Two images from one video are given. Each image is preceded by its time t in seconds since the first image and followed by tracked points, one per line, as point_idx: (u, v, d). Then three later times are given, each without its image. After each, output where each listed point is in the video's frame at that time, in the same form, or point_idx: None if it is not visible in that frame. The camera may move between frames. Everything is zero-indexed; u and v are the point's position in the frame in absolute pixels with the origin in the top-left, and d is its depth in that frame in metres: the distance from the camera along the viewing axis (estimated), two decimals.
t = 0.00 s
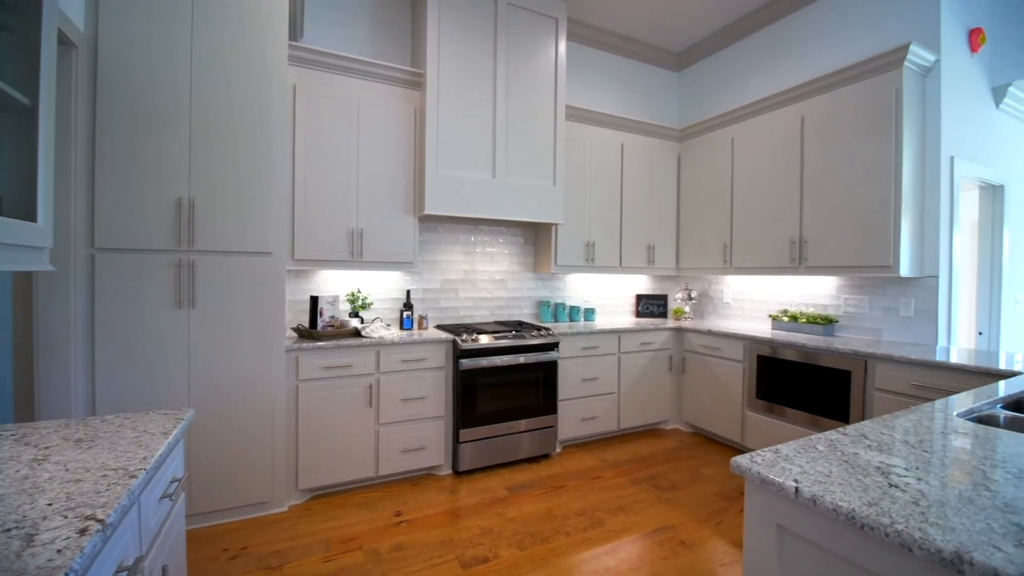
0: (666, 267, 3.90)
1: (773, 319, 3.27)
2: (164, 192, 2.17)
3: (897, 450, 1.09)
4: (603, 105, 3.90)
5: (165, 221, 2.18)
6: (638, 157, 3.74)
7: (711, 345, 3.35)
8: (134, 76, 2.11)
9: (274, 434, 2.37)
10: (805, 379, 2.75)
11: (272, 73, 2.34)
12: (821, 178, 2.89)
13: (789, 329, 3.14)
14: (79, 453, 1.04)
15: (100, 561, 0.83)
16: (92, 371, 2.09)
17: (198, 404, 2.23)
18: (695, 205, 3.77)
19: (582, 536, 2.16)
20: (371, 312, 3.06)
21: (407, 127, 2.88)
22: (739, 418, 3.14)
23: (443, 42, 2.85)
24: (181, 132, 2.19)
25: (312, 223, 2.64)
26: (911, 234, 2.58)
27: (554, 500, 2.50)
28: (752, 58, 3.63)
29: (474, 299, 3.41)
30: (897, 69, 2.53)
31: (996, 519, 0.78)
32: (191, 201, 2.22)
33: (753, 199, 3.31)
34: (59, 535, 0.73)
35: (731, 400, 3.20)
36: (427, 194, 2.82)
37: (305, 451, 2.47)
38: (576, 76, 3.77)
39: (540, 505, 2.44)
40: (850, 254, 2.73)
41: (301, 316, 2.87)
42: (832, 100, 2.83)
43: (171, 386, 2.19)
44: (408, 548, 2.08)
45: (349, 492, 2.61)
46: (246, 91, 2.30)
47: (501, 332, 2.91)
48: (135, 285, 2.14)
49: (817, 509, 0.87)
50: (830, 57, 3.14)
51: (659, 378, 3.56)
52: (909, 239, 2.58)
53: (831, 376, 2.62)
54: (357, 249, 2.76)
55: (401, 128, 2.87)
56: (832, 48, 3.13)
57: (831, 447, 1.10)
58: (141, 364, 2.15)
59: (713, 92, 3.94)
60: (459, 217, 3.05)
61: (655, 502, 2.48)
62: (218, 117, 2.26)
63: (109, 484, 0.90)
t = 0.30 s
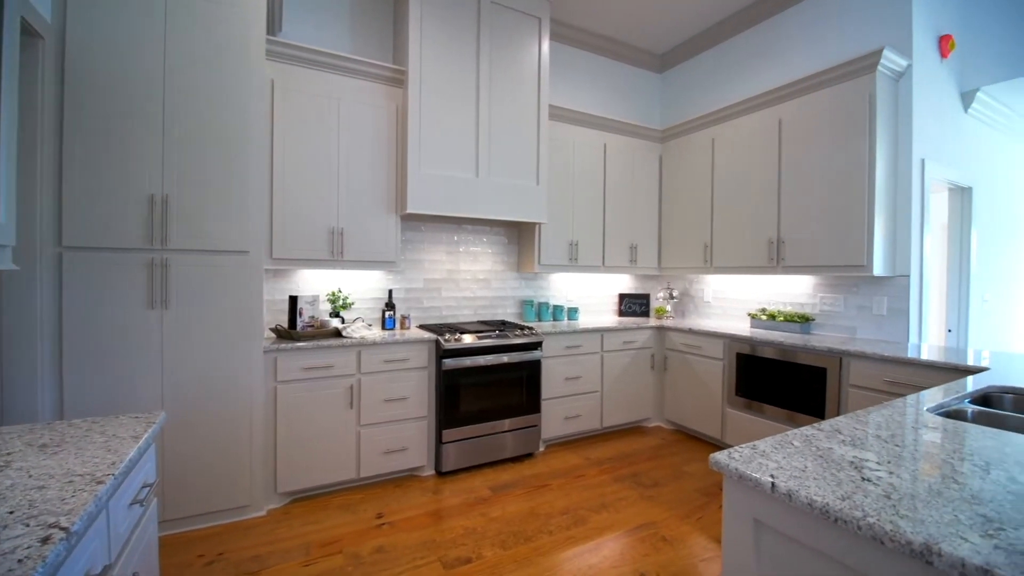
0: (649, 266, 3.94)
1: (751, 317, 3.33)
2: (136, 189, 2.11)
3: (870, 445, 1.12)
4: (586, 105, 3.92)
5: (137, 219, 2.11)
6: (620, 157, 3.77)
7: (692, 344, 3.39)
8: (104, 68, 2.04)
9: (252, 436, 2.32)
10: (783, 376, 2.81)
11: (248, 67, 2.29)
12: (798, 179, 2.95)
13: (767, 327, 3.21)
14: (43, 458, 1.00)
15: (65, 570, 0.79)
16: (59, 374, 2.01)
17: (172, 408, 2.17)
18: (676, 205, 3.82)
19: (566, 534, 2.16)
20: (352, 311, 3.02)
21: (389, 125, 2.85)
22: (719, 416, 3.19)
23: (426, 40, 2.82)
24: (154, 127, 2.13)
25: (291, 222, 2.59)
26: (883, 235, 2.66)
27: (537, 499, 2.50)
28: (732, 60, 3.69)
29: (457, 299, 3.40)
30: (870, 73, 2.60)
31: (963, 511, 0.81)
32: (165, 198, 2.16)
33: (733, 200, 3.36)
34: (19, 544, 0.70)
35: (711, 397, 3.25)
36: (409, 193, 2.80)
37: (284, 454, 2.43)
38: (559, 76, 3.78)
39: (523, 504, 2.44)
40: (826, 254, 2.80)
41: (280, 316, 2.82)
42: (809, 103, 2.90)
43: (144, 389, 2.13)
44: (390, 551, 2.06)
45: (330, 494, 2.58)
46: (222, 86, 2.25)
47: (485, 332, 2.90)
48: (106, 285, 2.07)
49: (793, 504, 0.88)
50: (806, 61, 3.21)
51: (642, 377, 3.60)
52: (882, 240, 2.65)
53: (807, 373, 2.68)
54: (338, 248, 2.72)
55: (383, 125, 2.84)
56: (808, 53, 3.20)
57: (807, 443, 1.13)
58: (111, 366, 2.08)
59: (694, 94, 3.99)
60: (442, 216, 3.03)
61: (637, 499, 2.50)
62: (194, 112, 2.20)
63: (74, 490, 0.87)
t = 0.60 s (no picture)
0: (632, 266, 3.97)
1: (732, 316, 3.38)
2: (107, 185, 2.04)
3: (846, 440, 1.14)
4: (570, 105, 3.93)
5: (108, 216, 2.04)
6: (604, 157, 3.79)
7: (675, 342, 3.43)
8: (74, 60, 1.97)
9: (230, 440, 2.27)
10: (762, 374, 2.86)
11: (226, 61, 2.24)
12: (777, 180, 3.01)
13: (747, 325, 3.26)
14: (7, 465, 0.96)
15: None
16: (25, 378, 1.94)
17: (146, 411, 2.10)
18: (659, 205, 3.86)
19: (550, 534, 2.17)
20: (334, 311, 2.97)
21: (371, 122, 2.82)
22: (701, 413, 3.23)
23: (408, 36, 2.79)
24: (127, 121, 2.07)
25: (271, 220, 2.54)
26: (859, 235, 2.72)
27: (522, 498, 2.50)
28: (713, 62, 3.74)
29: (441, 299, 3.37)
30: (846, 77, 2.67)
31: (935, 504, 0.83)
32: (138, 195, 2.09)
33: (714, 200, 3.41)
34: None
35: (693, 395, 3.29)
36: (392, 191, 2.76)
37: (264, 457, 2.38)
38: (543, 76, 3.78)
39: (507, 504, 2.44)
40: (804, 254, 2.86)
41: (259, 316, 2.76)
42: (788, 106, 2.95)
43: (116, 392, 2.06)
44: (373, 553, 2.03)
45: (311, 497, 2.53)
46: (198, 80, 2.19)
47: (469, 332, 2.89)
48: (75, 284, 2.00)
49: (772, 499, 0.90)
50: (785, 65, 3.27)
51: (625, 375, 3.62)
52: (858, 240, 2.72)
53: (786, 371, 2.73)
54: (318, 247, 2.67)
55: (366, 123, 2.80)
56: (787, 56, 3.27)
57: (785, 439, 1.14)
58: (81, 369, 2.01)
59: (676, 95, 4.04)
60: (425, 215, 3.00)
61: (621, 497, 2.52)
62: (168, 107, 2.14)
63: (39, 498, 0.83)
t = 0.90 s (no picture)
0: (617, 266, 4.00)
1: (715, 315, 3.43)
2: (78, 182, 1.97)
3: (825, 437, 1.17)
4: (555, 105, 3.94)
5: (79, 213, 1.97)
6: (589, 158, 3.81)
7: (658, 341, 3.46)
8: (43, 51, 1.90)
9: (208, 443, 2.21)
10: (744, 372, 2.91)
11: (204, 54, 2.18)
12: (758, 182, 3.06)
13: (729, 324, 3.31)
14: None
15: None
16: None
17: (119, 414, 2.04)
18: (643, 206, 3.89)
19: (535, 533, 2.16)
20: (316, 312, 2.93)
21: (354, 120, 2.78)
22: (684, 411, 3.27)
23: (392, 34, 2.76)
24: (99, 115, 2.00)
25: (251, 219, 2.49)
26: (837, 235, 2.78)
27: (507, 499, 2.49)
28: (696, 65, 3.79)
29: (425, 299, 3.34)
30: (824, 81, 2.73)
31: (911, 498, 0.85)
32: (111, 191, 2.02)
33: (697, 201, 3.45)
34: None
35: (677, 394, 3.33)
36: (375, 190, 2.73)
37: (243, 461, 2.32)
38: (528, 76, 3.78)
39: (492, 505, 2.43)
40: (784, 254, 2.92)
41: (238, 317, 2.70)
42: (768, 108, 3.00)
43: (88, 395, 1.99)
44: (356, 557, 2.00)
45: (292, 500, 2.49)
46: (175, 74, 2.13)
47: (454, 332, 2.87)
48: (45, 284, 1.93)
49: (754, 496, 0.91)
50: (765, 68, 3.33)
51: (610, 375, 3.64)
52: (835, 240, 2.78)
53: (767, 369, 2.78)
54: (300, 246, 2.63)
55: (349, 120, 2.76)
56: (767, 60, 3.32)
57: (767, 436, 1.16)
58: (50, 371, 1.94)
59: (660, 97, 4.08)
60: (409, 214, 2.97)
61: (606, 496, 2.53)
62: (143, 101, 2.07)
63: (3, 508, 0.79)
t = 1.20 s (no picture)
0: (602, 265, 4.02)
1: (698, 314, 3.47)
2: (50, 178, 1.91)
3: (805, 434, 1.19)
4: (541, 105, 3.94)
5: (51, 211, 1.91)
6: (575, 158, 3.82)
7: (644, 341, 3.49)
8: (12, 42, 1.83)
9: (187, 447, 2.16)
10: (727, 370, 2.95)
11: (182, 48, 2.13)
12: (740, 183, 3.11)
13: (712, 323, 3.35)
14: None
15: None
16: None
17: (93, 418, 1.98)
18: (628, 206, 3.92)
19: (521, 533, 2.16)
20: (298, 312, 2.88)
21: (338, 118, 2.75)
22: (669, 410, 3.30)
23: (377, 31, 2.73)
24: (73, 110, 1.94)
25: (231, 218, 2.44)
26: (817, 236, 2.84)
27: (493, 499, 2.49)
28: (680, 67, 3.83)
29: (411, 299, 3.32)
30: (805, 84, 2.78)
31: (890, 494, 0.87)
32: (86, 189, 1.96)
33: (681, 202, 3.49)
34: None
35: (662, 393, 3.36)
36: (359, 190, 2.70)
37: (223, 465, 2.28)
38: (514, 76, 3.79)
39: (478, 505, 2.42)
40: (766, 254, 2.97)
41: (219, 317, 2.64)
42: (750, 110, 3.05)
43: (60, 399, 1.93)
44: (340, 560, 1.98)
45: (274, 504, 2.44)
46: (153, 68, 2.08)
47: (439, 332, 2.85)
48: (15, 284, 1.86)
49: (737, 494, 0.92)
50: (748, 71, 3.38)
51: (595, 374, 3.66)
52: (816, 241, 2.83)
53: (749, 367, 2.83)
54: (282, 245, 2.58)
55: (332, 118, 2.73)
56: (749, 63, 3.37)
57: (749, 434, 1.18)
58: (20, 375, 1.87)
59: (645, 98, 4.11)
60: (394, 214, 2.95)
61: (591, 495, 2.54)
62: (120, 96, 2.02)
63: None
